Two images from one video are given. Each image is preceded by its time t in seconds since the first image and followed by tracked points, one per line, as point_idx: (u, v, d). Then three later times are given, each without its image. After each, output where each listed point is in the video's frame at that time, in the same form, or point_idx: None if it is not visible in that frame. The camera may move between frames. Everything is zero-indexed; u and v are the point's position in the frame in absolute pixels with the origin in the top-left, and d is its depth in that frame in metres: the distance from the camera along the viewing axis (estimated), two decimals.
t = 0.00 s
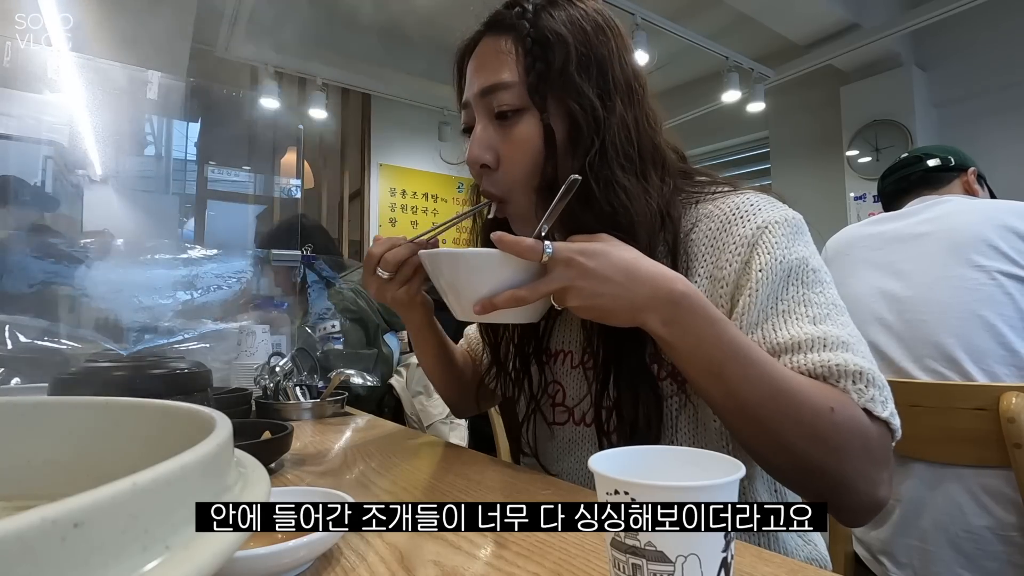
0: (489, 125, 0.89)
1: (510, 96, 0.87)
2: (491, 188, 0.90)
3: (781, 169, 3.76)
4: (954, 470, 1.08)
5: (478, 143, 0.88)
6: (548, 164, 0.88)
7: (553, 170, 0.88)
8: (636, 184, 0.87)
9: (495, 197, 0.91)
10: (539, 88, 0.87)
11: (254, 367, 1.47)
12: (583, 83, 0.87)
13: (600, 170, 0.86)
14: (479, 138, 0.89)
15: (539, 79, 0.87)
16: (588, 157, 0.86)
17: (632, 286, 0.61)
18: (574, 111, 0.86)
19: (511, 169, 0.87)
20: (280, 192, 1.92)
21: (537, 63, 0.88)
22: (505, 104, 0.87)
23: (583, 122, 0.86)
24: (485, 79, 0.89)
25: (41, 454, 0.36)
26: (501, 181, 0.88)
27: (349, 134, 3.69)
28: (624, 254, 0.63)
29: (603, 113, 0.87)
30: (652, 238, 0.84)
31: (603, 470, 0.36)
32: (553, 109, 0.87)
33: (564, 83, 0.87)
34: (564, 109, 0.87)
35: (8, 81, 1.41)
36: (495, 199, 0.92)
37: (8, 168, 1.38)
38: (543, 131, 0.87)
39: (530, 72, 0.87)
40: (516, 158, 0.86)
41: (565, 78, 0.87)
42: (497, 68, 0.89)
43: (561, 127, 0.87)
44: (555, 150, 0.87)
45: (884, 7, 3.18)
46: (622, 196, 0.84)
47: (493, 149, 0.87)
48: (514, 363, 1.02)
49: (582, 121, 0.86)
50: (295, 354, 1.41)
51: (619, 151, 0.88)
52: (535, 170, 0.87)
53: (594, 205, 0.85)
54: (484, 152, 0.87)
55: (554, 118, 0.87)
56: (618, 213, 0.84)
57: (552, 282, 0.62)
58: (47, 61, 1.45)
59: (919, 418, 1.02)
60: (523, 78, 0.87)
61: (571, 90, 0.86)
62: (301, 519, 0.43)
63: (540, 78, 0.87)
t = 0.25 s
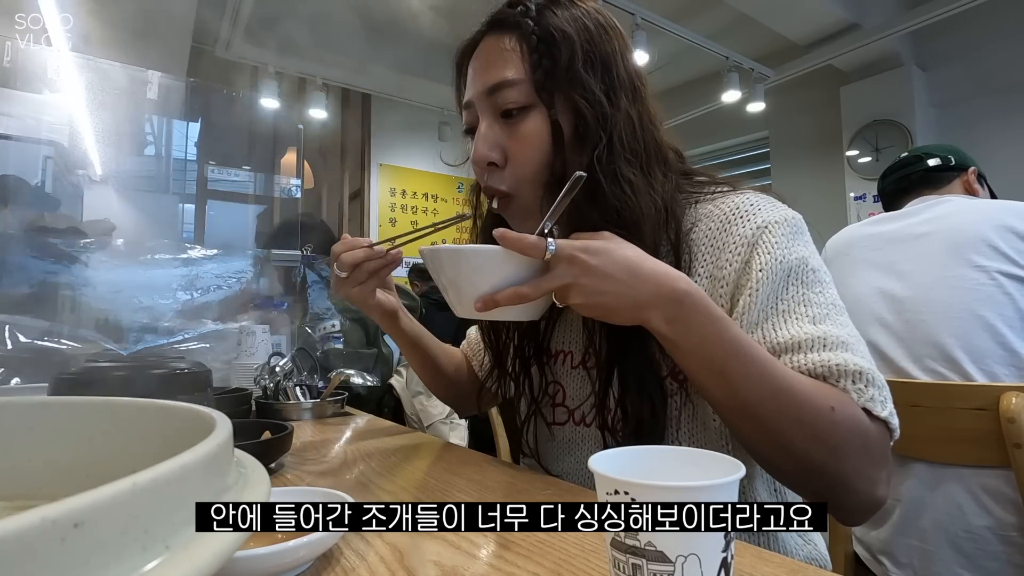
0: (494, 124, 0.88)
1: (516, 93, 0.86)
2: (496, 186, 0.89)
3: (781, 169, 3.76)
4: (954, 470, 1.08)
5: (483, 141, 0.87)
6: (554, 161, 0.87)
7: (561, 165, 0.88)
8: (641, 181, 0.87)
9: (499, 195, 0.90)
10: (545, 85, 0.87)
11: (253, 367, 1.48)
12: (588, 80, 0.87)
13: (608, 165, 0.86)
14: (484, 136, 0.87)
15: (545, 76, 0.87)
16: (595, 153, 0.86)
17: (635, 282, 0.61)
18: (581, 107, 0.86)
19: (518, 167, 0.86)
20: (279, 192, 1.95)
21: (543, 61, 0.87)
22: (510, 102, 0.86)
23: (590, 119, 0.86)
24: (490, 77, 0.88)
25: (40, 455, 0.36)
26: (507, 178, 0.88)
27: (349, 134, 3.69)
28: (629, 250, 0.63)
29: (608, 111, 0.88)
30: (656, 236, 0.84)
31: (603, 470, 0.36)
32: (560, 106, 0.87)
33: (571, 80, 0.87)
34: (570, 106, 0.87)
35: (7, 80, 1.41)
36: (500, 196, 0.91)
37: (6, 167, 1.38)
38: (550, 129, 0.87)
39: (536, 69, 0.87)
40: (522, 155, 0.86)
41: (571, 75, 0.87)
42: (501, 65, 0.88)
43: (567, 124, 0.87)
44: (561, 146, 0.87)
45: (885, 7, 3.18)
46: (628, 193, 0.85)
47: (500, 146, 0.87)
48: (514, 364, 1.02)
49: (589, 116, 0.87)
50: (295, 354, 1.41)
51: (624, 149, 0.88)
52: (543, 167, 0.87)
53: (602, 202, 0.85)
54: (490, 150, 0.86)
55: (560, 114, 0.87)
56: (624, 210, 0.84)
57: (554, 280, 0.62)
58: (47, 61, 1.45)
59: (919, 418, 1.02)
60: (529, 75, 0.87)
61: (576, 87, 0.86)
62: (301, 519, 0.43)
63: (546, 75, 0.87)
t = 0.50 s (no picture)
0: (492, 122, 0.89)
1: (514, 93, 0.86)
2: (495, 185, 0.89)
3: (781, 169, 3.76)
4: (954, 470, 1.08)
5: (482, 140, 0.88)
6: (552, 160, 0.87)
7: (558, 164, 0.87)
8: (638, 180, 0.87)
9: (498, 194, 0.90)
10: (543, 85, 0.87)
11: (253, 367, 1.49)
12: (586, 80, 0.87)
13: (604, 164, 0.86)
14: (482, 134, 0.88)
15: (543, 75, 0.87)
16: (593, 152, 0.86)
17: (633, 280, 0.61)
18: (579, 107, 0.86)
19: (515, 166, 0.86)
20: (279, 192, 1.92)
21: (541, 60, 0.87)
22: (508, 101, 0.87)
23: (587, 119, 0.86)
24: (488, 77, 0.89)
25: (41, 455, 0.36)
26: (504, 177, 0.88)
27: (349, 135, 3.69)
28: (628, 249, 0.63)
29: (606, 111, 0.88)
30: (653, 236, 0.84)
31: (603, 470, 0.36)
32: (557, 106, 0.87)
33: (569, 79, 0.86)
34: (569, 105, 0.87)
35: (7, 80, 1.42)
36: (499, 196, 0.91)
37: (7, 168, 1.38)
38: (548, 128, 0.87)
39: (534, 69, 0.87)
40: (520, 153, 0.86)
41: (569, 75, 0.87)
42: (499, 65, 0.88)
43: (565, 124, 0.87)
44: (559, 145, 0.87)
45: (884, 7, 3.18)
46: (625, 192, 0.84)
47: (497, 146, 0.87)
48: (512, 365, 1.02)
49: (586, 115, 0.86)
50: (294, 354, 1.41)
51: (621, 149, 0.88)
52: (540, 166, 0.87)
53: (599, 201, 0.85)
54: (489, 149, 0.87)
55: (558, 114, 0.87)
56: (621, 209, 0.83)
57: (553, 277, 0.62)
58: (47, 61, 1.45)
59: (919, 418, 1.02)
60: (527, 75, 0.87)
61: (574, 87, 0.86)
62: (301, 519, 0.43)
63: (544, 75, 0.87)
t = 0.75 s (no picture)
0: (491, 124, 0.88)
1: (514, 94, 0.86)
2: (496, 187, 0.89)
3: (781, 169, 3.76)
4: (954, 469, 1.08)
5: (481, 141, 0.87)
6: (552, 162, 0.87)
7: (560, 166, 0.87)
8: (637, 181, 0.87)
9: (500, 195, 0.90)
10: (543, 86, 0.86)
11: (254, 367, 1.47)
12: (586, 82, 0.88)
13: (604, 165, 0.87)
14: (482, 136, 0.87)
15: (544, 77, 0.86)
16: (594, 153, 0.87)
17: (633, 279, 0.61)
18: (579, 109, 0.86)
19: (515, 168, 0.86)
20: (279, 192, 1.95)
21: (541, 62, 0.87)
22: (508, 103, 0.86)
23: (588, 121, 0.87)
24: (487, 79, 0.88)
25: (41, 454, 0.36)
26: (505, 179, 0.88)
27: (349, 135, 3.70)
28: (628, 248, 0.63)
29: (605, 112, 0.88)
30: (652, 236, 0.84)
31: (603, 470, 0.36)
32: (558, 108, 0.87)
33: (568, 81, 0.87)
34: (568, 107, 0.87)
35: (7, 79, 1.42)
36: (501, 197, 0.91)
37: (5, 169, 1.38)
38: (548, 130, 0.86)
39: (534, 71, 0.87)
40: (521, 156, 0.85)
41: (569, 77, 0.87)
42: (499, 67, 0.88)
43: (566, 125, 0.87)
44: (560, 148, 0.86)
45: (884, 7, 3.18)
46: (625, 194, 0.85)
47: (497, 148, 0.86)
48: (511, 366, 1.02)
49: (586, 117, 0.87)
50: (295, 354, 1.41)
51: (621, 150, 0.89)
52: (540, 167, 0.87)
53: (599, 202, 0.85)
54: (488, 150, 0.86)
55: (558, 116, 0.86)
56: (621, 210, 0.84)
57: (553, 275, 0.62)
58: (47, 61, 1.45)
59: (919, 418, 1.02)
60: (527, 77, 0.87)
61: (574, 90, 0.87)
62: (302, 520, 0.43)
63: (544, 77, 0.86)
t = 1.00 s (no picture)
0: (493, 121, 0.87)
1: (516, 91, 0.86)
2: (499, 182, 0.88)
3: (781, 169, 3.76)
4: (954, 469, 1.08)
5: (482, 138, 0.86)
6: (554, 157, 0.87)
7: (562, 161, 0.87)
8: (638, 179, 0.87)
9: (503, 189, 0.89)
10: (546, 83, 0.87)
11: (254, 367, 1.49)
12: (588, 79, 0.88)
13: (605, 162, 0.86)
14: (484, 133, 0.86)
15: (546, 74, 0.87)
16: (594, 150, 0.86)
17: (628, 290, 0.60)
18: (581, 105, 0.86)
19: (517, 163, 0.85)
20: (279, 192, 1.91)
21: (543, 58, 0.87)
22: (510, 99, 0.86)
23: (589, 116, 0.87)
24: (489, 76, 0.88)
25: (41, 455, 0.36)
26: (508, 174, 0.86)
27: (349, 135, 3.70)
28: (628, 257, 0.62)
29: (608, 109, 0.89)
30: (653, 233, 0.84)
31: (603, 470, 0.36)
32: (560, 104, 0.87)
33: (571, 78, 0.87)
34: (571, 103, 0.87)
35: (7, 80, 1.43)
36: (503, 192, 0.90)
37: (5, 167, 1.40)
38: (550, 127, 0.86)
39: (537, 68, 0.87)
40: (524, 151, 0.85)
41: (571, 73, 0.87)
42: (501, 64, 0.88)
43: (568, 121, 0.87)
44: (562, 143, 0.87)
45: (884, 7, 3.18)
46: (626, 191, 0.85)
47: (499, 144, 0.85)
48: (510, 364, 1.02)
49: (588, 113, 0.87)
50: (295, 354, 1.41)
51: (622, 147, 0.89)
52: (542, 163, 0.87)
53: (599, 200, 0.85)
54: (490, 146, 0.85)
55: (560, 112, 0.87)
56: (621, 207, 0.84)
57: (549, 286, 0.61)
58: (47, 61, 1.46)
59: (919, 418, 1.02)
60: (530, 73, 0.87)
61: (577, 87, 0.87)
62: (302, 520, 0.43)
63: (547, 73, 0.87)
